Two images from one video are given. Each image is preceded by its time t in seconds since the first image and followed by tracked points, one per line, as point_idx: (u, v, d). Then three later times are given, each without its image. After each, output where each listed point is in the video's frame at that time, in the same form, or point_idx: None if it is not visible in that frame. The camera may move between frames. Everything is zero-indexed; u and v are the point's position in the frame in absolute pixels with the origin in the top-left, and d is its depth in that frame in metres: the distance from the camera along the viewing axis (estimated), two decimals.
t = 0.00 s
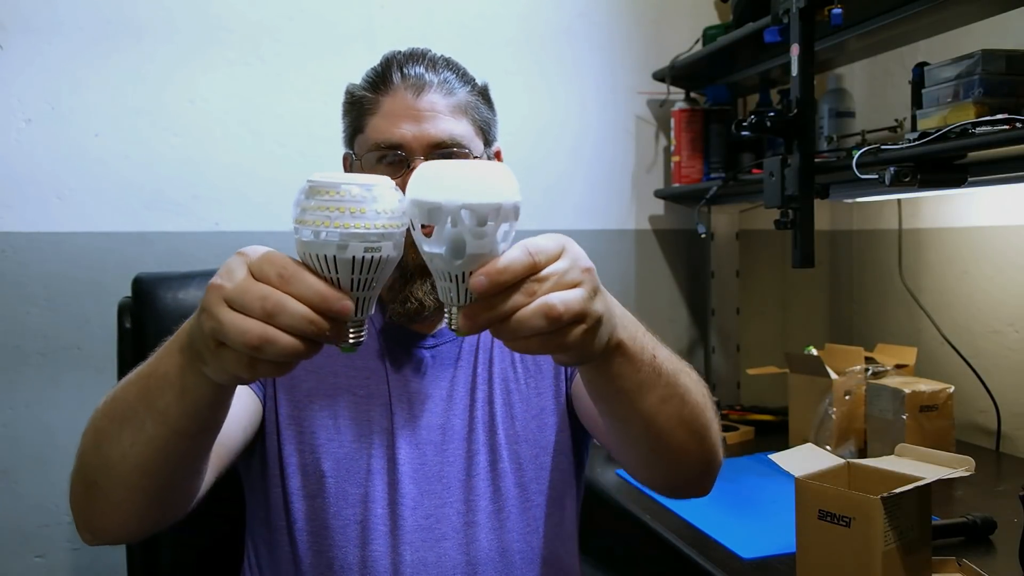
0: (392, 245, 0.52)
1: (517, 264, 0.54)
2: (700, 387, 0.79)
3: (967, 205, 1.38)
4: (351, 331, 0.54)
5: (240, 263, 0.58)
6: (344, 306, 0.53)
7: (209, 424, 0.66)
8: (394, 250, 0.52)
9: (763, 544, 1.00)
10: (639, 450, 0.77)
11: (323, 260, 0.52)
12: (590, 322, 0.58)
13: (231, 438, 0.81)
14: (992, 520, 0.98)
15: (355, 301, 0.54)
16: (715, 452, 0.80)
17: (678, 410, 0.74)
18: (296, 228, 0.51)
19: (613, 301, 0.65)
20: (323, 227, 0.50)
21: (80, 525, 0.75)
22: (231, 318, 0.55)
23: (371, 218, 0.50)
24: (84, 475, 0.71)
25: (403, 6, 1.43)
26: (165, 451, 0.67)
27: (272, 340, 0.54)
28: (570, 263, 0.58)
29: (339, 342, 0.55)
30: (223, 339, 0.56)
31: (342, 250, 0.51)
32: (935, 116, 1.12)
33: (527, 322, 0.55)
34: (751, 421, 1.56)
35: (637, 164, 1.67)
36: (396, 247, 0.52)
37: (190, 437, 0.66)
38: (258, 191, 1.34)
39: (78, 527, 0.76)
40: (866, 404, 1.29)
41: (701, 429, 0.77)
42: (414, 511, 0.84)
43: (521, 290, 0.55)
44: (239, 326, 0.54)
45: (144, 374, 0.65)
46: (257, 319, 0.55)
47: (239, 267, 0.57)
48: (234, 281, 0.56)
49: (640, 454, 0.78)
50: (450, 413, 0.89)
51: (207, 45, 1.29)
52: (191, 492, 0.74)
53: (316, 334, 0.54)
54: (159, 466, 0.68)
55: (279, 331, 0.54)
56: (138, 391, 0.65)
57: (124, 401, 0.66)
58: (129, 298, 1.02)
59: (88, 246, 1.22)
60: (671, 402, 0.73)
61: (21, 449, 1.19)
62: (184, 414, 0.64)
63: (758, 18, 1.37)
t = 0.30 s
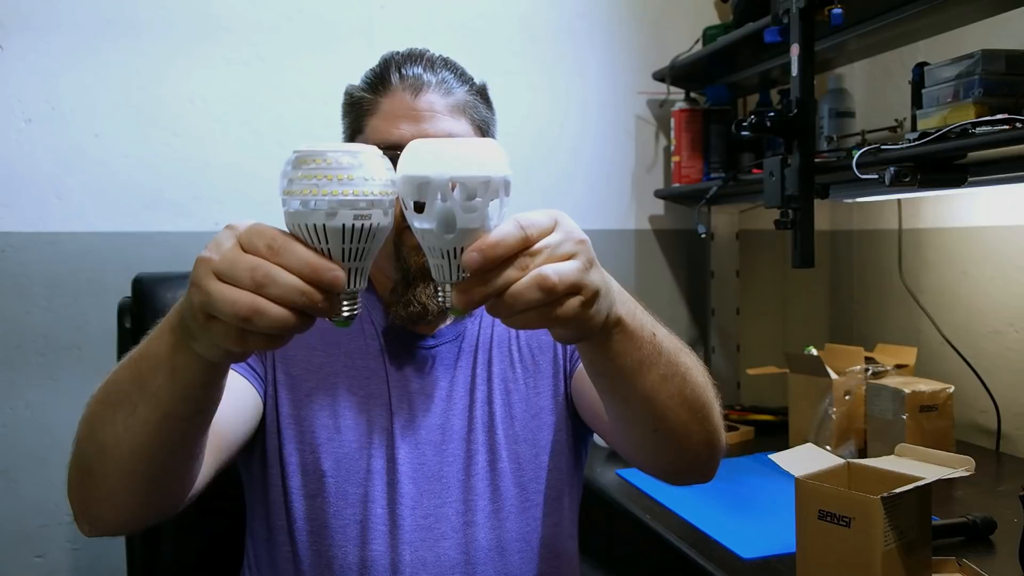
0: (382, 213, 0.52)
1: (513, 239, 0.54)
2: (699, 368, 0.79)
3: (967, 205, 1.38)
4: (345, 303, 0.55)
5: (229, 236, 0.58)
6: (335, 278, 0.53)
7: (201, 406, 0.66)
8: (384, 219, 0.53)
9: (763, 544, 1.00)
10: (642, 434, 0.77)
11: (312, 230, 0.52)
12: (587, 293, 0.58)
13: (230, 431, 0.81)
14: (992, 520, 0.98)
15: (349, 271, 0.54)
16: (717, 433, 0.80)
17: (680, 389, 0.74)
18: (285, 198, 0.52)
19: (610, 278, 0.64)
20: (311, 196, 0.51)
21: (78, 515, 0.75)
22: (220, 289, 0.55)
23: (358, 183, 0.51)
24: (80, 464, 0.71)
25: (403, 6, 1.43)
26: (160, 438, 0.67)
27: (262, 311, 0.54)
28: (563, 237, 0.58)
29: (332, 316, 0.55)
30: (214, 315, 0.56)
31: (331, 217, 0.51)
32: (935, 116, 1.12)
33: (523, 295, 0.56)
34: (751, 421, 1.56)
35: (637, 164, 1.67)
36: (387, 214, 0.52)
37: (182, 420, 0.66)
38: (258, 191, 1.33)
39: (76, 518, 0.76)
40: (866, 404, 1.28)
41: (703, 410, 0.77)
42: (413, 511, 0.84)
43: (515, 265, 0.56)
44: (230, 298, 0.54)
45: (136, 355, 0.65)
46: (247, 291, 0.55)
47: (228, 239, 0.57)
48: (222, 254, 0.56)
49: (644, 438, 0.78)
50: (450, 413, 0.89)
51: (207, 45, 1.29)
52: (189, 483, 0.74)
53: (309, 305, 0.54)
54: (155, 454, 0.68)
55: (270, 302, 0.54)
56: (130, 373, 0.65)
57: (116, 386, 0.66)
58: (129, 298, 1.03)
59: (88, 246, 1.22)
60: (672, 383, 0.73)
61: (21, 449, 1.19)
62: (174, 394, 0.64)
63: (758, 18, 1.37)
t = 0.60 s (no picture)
0: (383, 198, 0.52)
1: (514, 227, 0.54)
2: (700, 360, 0.79)
3: (967, 205, 1.38)
4: (346, 290, 0.54)
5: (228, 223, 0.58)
6: (336, 265, 0.53)
7: (201, 396, 0.66)
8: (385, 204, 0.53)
9: (763, 545, 1.00)
10: (645, 427, 0.77)
11: (313, 216, 0.52)
12: (591, 281, 0.58)
13: (230, 428, 0.81)
14: (992, 520, 0.98)
15: (350, 259, 0.55)
16: (718, 424, 0.80)
17: (682, 380, 0.74)
18: (285, 185, 0.52)
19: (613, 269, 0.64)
20: (312, 182, 0.51)
21: (79, 511, 0.75)
22: (222, 275, 0.55)
23: (359, 168, 0.51)
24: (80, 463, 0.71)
25: (402, 7, 1.43)
26: (160, 431, 0.67)
27: (264, 297, 0.54)
28: (564, 225, 0.58)
29: (334, 303, 0.55)
30: (216, 302, 0.56)
31: (332, 203, 0.51)
32: (935, 116, 1.12)
33: (526, 283, 0.56)
34: (751, 421, 1.56)
35: (637, 164, 1.67)
36: (387, 200, 0.53)
37: (181, 411, 0.66)
38: (259, 192, 1.33)
39: (77, 514, 0.76)
40: (866, 404, 1.28)
41: (705, 400, 0.77)
42: (413, 511, 0.84)
43: (516, 253, 0.56)
44: (231, 284, 0.54)
45: (136, 345, 0.65)
46: (248, 276, 0.55)
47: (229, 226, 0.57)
48: (222, 241, 0.56)
49: (646, 431, 0.78)
50: (450, 413, 0.89)
51: (207, 45, 1.29)
52: (189, 478, 0.75)
53: (311, 291, 0.54)
54: (155, 449, 0.68)
55: (271, 288, 0.54)
56: (129, 364, 0.65)
57: (115, 378, 0.66)
58: (129, 298, 1.03)
59: (88, 246, 1.22)
60: (674, 373, 0.73)
61: (21, 449, 1.19)
62: (174, 384, 0.64)
63: (758, 18, 1.37)
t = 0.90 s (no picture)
0: (383, 192, 0.52)
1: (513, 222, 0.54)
2: (702, 354, 0.79)
3: (967, 205, 1.38)
4: (346, 284, 0.54)
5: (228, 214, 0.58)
6: (335, 259, 0.53)
7: (199, 389, 0.66)
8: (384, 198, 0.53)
9: (763, 544, 1.00)
10: (646, 422, 0.77)
11: (313, 209, 0.52)
12: (591, 274, 0.58)
13: (229, 424, 0.81)
14: (993, 520, 0.98)
15: (349, 252, 0.54)
16: (719, 418, 0.80)
17: (684, 374, 0.74)
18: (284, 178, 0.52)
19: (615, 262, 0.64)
20: (312, 175, 0.51)
21: (76, 506, 0.75)
22: (221, 267, 0.55)
23: (360, 161, 0.51)
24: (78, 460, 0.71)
25: (402, 6, 1.43)
26: (159, 424, 0.67)
27: (263, 290, 0.54)
28: (564, 219, 0.58)
29: (332, 296, 0.55)
30: (215, 295, 0.56)
31: (332, 197, 0.51)
32: (935, 116, 1.12)
33: (525, 277, 0.56)
34: (752, 421, 1.56)
35: (637, 164, 1.67)
36: (387, 193, 0.53)
37: (180, 404, 0.66)
38: (259, 192, 1.33)
39: (75, 509, 0.76)
40: (866, 404, 1.28)
41: (706, 394, 0.76)
42: (413, 510, 0.84)
43: (516, 247, 0.56)
44: (230, 276, 0.54)
45: (134, 338, 0.65)
46: (247, 269, 0.55)
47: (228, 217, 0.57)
48: (221, 233, 0.56)
49: (647, 426, 0.78)
50: (450, 412, 0.89)
51: (207, 45, 1.29)
52: (187, 473, 0.75)
53: (311, 285, 0.54)
54: (153, 442, 0.68)
55: (271, 281, 0.54)
56: (128, 357, 0.65)
57: (114, 372, 0.66)
58: (129, 298, 1.03)
59: (88, 246, 1.22)
60: (675, 368, 0.73)
61: (21, 449, 1.19)
62: (172, 377, 0.64)
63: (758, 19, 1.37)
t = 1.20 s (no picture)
0: (385, 194, 0.53)
1: (516, 224, 0.54)
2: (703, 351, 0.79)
3: (967, 205, 1.38)
4: (348, 285, 0.54)
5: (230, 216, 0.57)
6: (338, 259, 0.53)
7: (200, 389, 0.66)
8: (388, 200, 0.53)
9: (763, 545, 1.00)
10: (648, 420, 0.77)
11: (317, 212, 0.53)
12: (594, 274, 0.58)
13: (229, 423, 0.81)
14: (992, 520, 0.98)
15: (352, 254, 0.54)
16: (720, 414, 0.80)
17: (685, 371, 0.74)
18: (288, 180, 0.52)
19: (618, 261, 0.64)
20: (315, 177, 0.51)
21: (76, 505, 0.75)
22: (225, 269, 0.55)
23: (362, 162, 0.51)
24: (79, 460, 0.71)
25: (402, 6, 1.43)
26: (158, 422, 0.67)
27: (267, 292, 0.54)
28: (567, 220, 0.58)
29: (335, 298, 0.55)
30: (218, 296, 0.56)
31: (335, 199, 0.51)
32: (935, 116, 1.12)
33: (527, 280, 0.56)
34: (752, 421, 1.56)
35: (637, 164, 1.67)
36: (390, 195, 0.53)
37: (181, 403, 0.66)
38: (259, 193, 1.33)
39: (73, 507, 0.76)
40: (866, 404, 1.28)
41: (707, 390, 0.77)
42: (413, 506, 0.84)
43: (518, 249, 0.56)
44: (233, 278, 0.54)
45: (135, 337, 0.65)
46: (251, 270, 0.55)
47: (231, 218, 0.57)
48: (224, 234, 0.56)
49: (649, 424, 0.77)
50: (449, 408, 0.89)
51: (207, 46, 1.29)
52: (188, 472, 0.75)
53: (313, 287, 0.54)
54: (152, 440, 0.68)
55: (274, 283, 0.54)
56: (128, 358, 0.65)
57: (113, 373, 0.66)
58: (129, 298, 1.03)
59: (88, 246, 1.22)
60: (677, 365, 0.73)
61: (21, 449, 1.19)
62: (173, 376, 0.64)
63: (758, 19, 1.37)
